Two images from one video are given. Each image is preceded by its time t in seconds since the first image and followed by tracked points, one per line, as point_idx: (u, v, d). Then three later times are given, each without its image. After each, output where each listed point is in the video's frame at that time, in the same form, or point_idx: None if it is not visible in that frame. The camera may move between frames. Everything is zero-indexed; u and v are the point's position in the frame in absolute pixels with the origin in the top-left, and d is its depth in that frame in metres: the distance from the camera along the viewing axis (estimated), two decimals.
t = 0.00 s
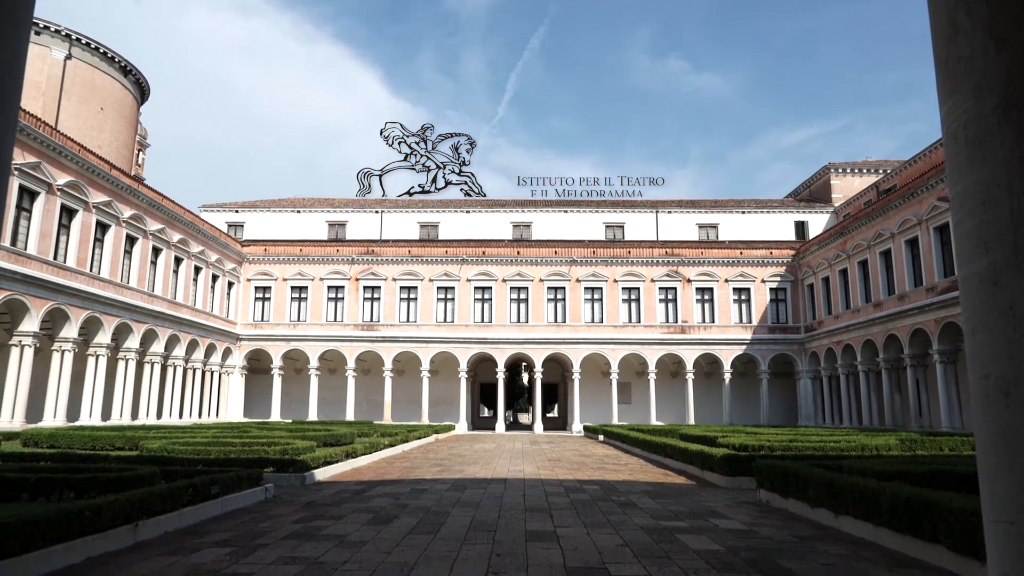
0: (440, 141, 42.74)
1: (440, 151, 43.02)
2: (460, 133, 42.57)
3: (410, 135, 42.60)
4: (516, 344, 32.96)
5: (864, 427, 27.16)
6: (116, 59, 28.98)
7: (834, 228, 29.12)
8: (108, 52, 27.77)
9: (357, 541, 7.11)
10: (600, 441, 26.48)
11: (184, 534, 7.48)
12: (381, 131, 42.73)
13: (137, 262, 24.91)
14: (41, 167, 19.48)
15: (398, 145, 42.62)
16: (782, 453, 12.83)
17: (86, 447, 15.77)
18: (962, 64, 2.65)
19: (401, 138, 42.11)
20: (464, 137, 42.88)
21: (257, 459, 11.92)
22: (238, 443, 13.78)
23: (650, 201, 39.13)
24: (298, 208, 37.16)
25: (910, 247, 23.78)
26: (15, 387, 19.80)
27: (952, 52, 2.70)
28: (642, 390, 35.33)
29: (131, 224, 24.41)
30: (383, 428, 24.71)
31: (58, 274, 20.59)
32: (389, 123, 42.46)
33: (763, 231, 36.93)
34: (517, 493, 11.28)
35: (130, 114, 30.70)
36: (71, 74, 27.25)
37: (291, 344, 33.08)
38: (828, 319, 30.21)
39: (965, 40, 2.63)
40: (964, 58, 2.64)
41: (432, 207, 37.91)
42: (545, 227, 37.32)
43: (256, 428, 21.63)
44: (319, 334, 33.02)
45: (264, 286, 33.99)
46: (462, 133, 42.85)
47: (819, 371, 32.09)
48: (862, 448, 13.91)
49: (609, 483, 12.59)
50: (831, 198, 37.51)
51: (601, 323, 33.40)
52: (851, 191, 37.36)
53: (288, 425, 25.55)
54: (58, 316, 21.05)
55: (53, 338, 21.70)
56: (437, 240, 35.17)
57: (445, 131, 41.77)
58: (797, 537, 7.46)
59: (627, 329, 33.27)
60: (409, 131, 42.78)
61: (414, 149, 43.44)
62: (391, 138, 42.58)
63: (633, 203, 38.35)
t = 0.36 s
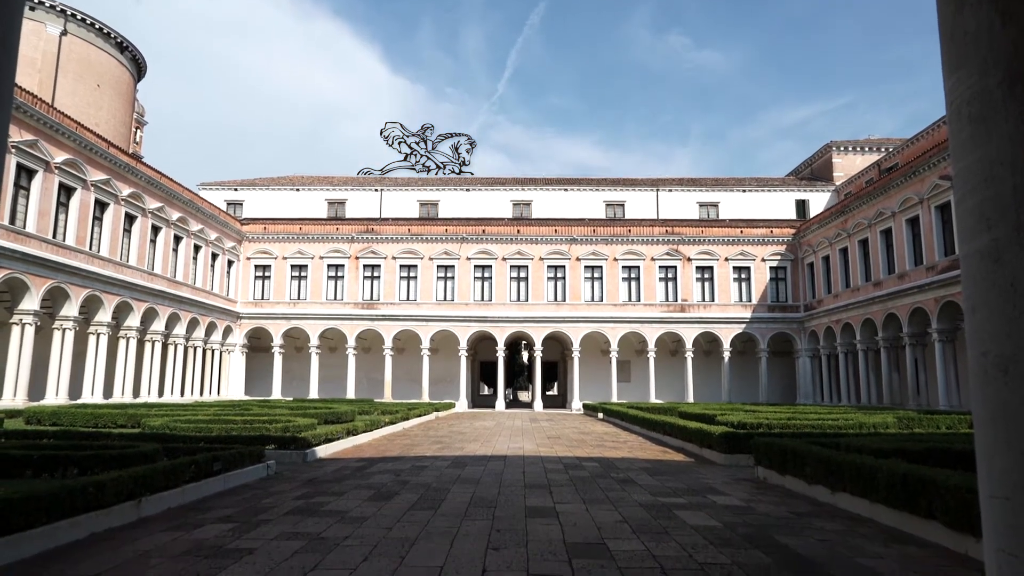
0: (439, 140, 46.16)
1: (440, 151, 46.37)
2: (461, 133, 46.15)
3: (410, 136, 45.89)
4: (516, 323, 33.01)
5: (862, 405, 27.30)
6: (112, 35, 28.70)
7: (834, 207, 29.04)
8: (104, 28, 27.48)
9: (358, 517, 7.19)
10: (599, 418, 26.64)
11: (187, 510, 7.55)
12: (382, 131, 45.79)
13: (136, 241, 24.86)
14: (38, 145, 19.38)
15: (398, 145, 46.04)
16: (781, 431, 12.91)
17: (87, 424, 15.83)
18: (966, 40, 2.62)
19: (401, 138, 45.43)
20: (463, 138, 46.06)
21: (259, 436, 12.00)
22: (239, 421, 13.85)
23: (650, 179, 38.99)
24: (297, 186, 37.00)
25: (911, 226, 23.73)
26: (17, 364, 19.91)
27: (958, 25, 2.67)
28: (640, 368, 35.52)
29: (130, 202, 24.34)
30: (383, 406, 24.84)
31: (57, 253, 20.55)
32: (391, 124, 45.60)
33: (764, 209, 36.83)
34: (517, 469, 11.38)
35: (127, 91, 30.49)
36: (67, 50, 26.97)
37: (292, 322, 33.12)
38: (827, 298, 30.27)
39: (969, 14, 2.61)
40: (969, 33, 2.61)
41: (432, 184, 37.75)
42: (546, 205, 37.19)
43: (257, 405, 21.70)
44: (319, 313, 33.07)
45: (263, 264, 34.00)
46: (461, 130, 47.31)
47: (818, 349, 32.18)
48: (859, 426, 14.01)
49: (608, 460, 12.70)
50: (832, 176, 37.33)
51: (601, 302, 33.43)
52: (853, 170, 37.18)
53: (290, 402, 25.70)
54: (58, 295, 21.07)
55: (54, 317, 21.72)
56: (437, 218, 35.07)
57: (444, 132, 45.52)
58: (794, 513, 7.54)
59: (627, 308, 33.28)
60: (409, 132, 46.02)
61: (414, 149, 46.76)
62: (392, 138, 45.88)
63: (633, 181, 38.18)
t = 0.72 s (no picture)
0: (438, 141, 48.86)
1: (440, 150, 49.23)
2: (460, 134, 49.23)
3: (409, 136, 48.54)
4: (516, 303, 33.05)
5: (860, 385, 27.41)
6: (109, 13, 28.42)
7: (836, 188, 28.93)
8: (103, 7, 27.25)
9: (359, 496, 7.25)
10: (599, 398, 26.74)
11: (189, 489, 7.61)
12: (382, 132, 48.38)
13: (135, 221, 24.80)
14: (35, 125, 19.26)
15: (398, 144, 48.80)
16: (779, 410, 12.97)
17: (90, 404, 15.92)
18: (972, 16, 2.59)
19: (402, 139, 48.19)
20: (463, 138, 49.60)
21: (260, 416, 12.06)
22: (241, 400, 13.91)
23: (651, 158, 38.80)
24: (297, 165, 36.82)
25: (912, 206, 23.66)
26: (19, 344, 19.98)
27: (964, 1, 2.63)
28: (640, 348, 35.65)
29: (129, 182, 24.25)
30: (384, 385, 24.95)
31: (56, 234, 20.51)
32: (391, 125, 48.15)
33: (765, 189, 36.70)
34: (517, 449, 11.45)
35: (124, 69, 30.27)
36: (64, 28, 26.66)
37: (292, 303, 33.17)
38: (827, 278, 30.27)
39: None
40: (974, 10, 2.57)
41: (432, 164, 37.56)
42: (546, 184, 37.06)
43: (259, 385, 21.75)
44: (319, 293, 33.10)
45: (263, 244, 33.96)
46: (461, 135, 49.48)
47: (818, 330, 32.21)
48: (857, 406, 14.10)
49: (607, 440, 12.77)
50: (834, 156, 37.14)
51: (601, 282, 33.43)
52: (854, 150, 36.99)
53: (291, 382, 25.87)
54: (58, 275, 21.06)
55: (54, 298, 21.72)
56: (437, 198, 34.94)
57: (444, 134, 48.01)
58: (792, 492, 7.60)
59: (627, 288, 33.28)
60: (408, 133, 48.61)
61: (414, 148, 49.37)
62: (392, 139, 48.55)
63: (634, 161, 38.02)
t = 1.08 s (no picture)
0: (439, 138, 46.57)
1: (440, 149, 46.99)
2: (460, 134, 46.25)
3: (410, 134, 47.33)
4: (516, 286, 33.02)
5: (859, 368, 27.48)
6: None
7: (837, 170, 28.82)
8: None
9: (360, 477, 7.29)
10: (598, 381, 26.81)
11: (191, 471, 7.65)
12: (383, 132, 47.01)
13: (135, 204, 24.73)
14: (32, 107, 19.14)
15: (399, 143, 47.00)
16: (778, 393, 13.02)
17: (91, 387, 16.00)
18: None
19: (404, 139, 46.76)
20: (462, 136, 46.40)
21: (261, 398, 12.11)
22: (242, 383, 13.97)
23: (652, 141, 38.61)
24: (296, 148, 36.65)
25: (914, 189, 23.57)
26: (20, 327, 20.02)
27: None
28: (639, 331, 35.72)
29: (128, 164, 24.17)
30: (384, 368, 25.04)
31: (55, 216, 20.47)
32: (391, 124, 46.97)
33: (766, 172, 36.56)
34: (517, 431, 11.49)
35: (120, 49, 30.02)
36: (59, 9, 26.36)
37: (292, 286, 33.16)
38: (827, 262, 30.22)
39: None
40: None
41: (432, 146, 37.39)
42: (546, 167, 36.93)
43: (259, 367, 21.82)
44: (319, 276, 33.10)
45: (262, 228, 33.91)
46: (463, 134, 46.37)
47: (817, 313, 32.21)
48: (856, 389, 14.18)
49: (606, 422, 12.82)
50: (835, 139, 36.92)
51: (601, 266, 33.42)
52: (856, 132, 36.75)
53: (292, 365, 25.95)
54: (58, 258, 21.03)
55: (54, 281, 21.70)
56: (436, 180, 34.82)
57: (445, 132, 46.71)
58: (790, 474, 7.64)
59: (627, 271, 33.31)
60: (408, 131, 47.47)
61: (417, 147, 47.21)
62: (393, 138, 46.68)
63: (634, 144, 37.84)
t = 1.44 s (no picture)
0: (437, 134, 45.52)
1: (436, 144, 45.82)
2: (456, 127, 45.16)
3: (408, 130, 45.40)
4: (517, 272, 33.01)
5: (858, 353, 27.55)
6: None
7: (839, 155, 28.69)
8: None
9: (361, 462, 7.33)
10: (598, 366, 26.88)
11: (193, 455, 7.69)
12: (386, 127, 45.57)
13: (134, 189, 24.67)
14: (30, 91, 19.03)
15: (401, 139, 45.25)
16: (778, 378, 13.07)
17: (93, 372, 16.04)
18: None
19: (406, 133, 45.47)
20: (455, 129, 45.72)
21: (262, 384, 12.15)
22: (242, 367, 14.02)
23: (653, 125, 38.42)
24: (295, 132, 36.50)
25: (915, 174, 23.49)
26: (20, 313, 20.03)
27: None
28: (639, 316, 35.73)
29: (127, 149, 24.09)
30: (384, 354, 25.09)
31: (55, 202, 20.42)
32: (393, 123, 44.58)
33: (767, 157, 36.41)
34: (517, 416, 11.54)
35: (116, 33, 29.75)
36: None
37: (293, 272, 33.16)
38: (828, 247, 30.15)
39: None
40: None
41: (432, 130, 37.21)
42: (546, 152, 36.77)
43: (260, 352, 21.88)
44: (319, 262, 33.07)
45: (261, 213, 33.83)
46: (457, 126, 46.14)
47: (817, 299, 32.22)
48: (855, 374, 14.26)
49: (606, 407, 12.86)
50: (837, 124, 36.69)
51: (602, 252, 33.38)
52: (858, 117, 36.51)
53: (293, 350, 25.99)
54: (57, 244, 20.99)
55: (54, 267, 21.68)
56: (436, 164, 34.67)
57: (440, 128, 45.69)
58: (788, 459, 7.69)
59: (627, 257, 33.28)
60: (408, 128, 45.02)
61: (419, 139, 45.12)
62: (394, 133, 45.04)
63: (635, 129, 37.67)
